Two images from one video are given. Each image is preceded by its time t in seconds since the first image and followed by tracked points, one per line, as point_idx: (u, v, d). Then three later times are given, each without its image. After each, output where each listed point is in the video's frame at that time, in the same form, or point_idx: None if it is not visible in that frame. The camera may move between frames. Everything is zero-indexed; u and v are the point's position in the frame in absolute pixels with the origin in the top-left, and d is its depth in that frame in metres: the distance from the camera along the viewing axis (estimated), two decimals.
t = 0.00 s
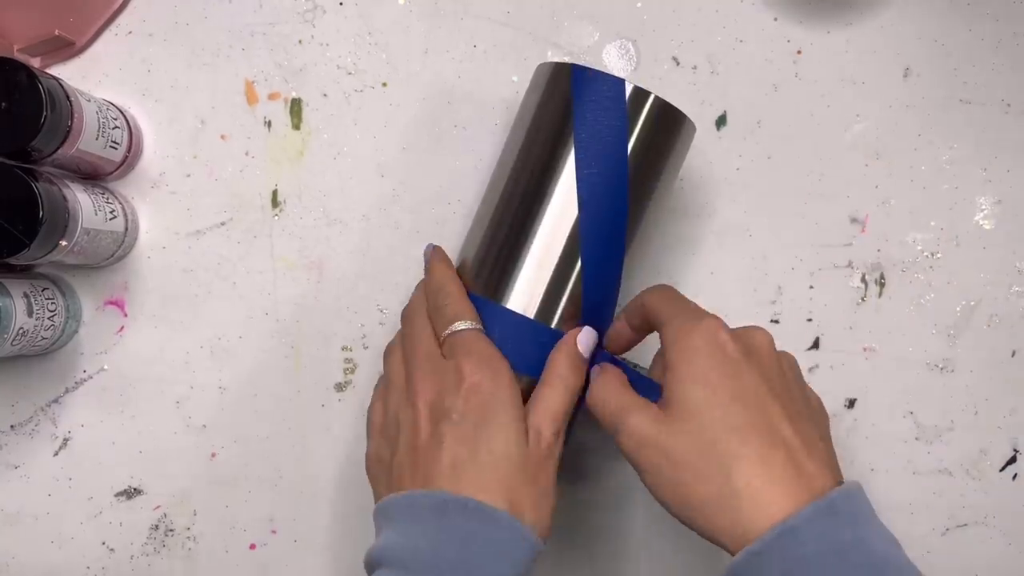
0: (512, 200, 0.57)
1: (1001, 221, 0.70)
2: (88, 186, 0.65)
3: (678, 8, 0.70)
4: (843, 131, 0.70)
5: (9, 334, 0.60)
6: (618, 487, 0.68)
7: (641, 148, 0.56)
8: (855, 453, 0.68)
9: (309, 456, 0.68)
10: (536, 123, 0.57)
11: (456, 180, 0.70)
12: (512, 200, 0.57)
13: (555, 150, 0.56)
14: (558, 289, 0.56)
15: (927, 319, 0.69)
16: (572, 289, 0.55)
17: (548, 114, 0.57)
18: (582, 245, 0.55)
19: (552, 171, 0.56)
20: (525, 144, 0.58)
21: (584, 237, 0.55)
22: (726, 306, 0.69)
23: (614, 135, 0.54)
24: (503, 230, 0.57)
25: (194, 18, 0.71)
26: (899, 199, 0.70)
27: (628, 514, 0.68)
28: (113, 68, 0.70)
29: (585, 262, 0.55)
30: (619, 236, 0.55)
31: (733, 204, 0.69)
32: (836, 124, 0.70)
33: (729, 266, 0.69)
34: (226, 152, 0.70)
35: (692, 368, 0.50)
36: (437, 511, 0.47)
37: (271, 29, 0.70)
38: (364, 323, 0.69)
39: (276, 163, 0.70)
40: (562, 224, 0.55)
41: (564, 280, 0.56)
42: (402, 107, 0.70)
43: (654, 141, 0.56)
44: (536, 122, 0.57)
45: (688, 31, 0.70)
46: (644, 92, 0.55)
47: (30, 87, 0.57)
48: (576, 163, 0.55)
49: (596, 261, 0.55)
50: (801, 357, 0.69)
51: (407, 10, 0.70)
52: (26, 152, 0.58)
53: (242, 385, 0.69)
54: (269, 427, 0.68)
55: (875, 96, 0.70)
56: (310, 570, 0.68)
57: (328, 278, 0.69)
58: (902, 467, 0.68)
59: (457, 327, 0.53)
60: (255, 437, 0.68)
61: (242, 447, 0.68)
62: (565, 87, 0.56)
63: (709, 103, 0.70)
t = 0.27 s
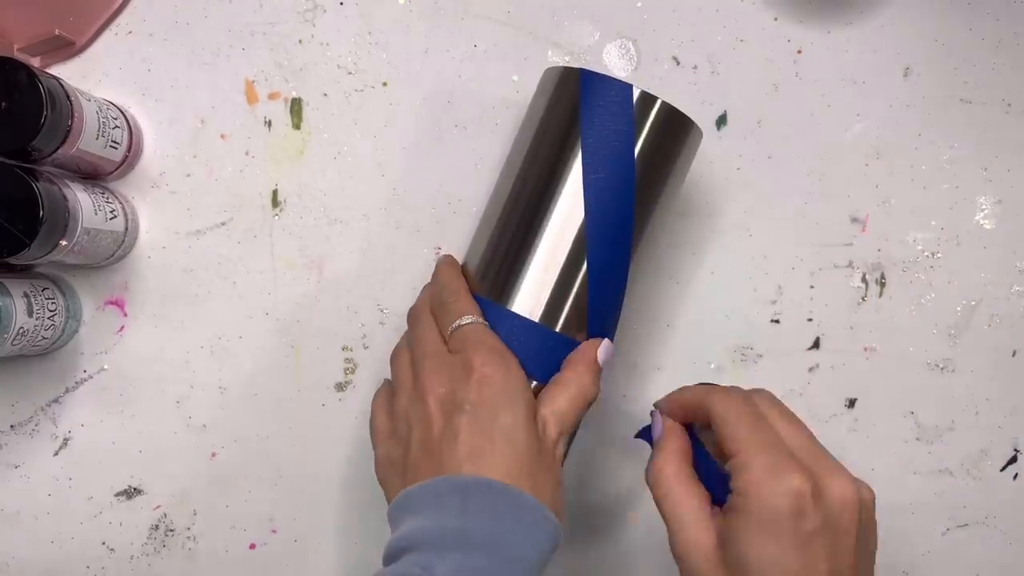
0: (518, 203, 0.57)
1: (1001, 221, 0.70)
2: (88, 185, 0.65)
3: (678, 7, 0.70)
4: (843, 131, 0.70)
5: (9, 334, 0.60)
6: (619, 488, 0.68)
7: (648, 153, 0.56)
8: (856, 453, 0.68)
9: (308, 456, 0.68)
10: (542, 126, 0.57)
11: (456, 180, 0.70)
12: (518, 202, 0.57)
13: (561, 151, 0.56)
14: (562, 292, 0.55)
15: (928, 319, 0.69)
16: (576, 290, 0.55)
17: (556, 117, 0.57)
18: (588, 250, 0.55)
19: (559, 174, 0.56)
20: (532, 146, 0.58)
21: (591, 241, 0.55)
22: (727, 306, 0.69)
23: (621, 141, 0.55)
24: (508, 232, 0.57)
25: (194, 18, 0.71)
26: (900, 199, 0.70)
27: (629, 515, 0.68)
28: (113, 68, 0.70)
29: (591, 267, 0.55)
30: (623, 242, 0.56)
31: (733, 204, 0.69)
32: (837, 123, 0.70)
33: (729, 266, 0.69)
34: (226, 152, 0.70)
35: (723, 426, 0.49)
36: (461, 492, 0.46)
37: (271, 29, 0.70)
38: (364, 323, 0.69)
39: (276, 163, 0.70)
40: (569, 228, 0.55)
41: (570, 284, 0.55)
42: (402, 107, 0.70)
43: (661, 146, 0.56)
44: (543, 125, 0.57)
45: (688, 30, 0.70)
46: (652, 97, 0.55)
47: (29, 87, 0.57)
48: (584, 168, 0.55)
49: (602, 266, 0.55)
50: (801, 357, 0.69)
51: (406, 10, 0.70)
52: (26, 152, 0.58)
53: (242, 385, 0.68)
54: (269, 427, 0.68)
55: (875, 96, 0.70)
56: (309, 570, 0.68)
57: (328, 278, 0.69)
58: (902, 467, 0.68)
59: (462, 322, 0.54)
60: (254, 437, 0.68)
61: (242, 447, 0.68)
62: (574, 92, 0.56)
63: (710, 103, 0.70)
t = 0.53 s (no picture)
0: (495, 225, 0.58)
1: (1000, 222, 0.70)
2: (88, 186, 0.65)
3: (678, 8, 0.70)
4: (843, 131, 0.70)
5: (9, 334, 0.60)
6: (619, 489, 0.68)
7: (610, 152, 0.57)
8: (855, 453, 0.68)
9: (309, 456, 0.68)
10: (501, 150, 0.58)
11: (456, 180, 0.70)
12: (494, 224, 0.58)
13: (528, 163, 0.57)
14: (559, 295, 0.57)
15: (927, 319, 0.69)
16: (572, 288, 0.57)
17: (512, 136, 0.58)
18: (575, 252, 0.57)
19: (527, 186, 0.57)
20: (495, 166, 0.59)
21: (574, 244, 0.57)
22: (727, 306, 0.69)
23: (578, 142, 0.57)
24: (491, 254, 0.58)
25: (194, 18, 0.71)
26: (899, 200, 0.70)
27: (628, 516, 0.68)
28: (113, 69, 0.70)
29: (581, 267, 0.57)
30: (606, 240, 0.58)
31: (733, 205, 0.69)
32: (836, 124, 0.70)
33: (729, 267, 0.69)
34: (226, 153, 0.70)
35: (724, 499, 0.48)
36: None
37: (271, 30, 0.70)
38: (364, 323, 0.69)
39: (275, 164, 0.70)
40: (551, 234, 0.56)
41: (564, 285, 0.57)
42: (402, 108, 0.70)
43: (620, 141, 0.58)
44: (502, 145, 0.58)
45: (688, 31, 0.70)
46: (597, 98, 0.57)
47: (29, 87, 0.57)
48: (550, 177, 0.56)
49: (592, 265, 0.58)
50: (801, 357, 0.69)
51: (406, 10, 0.70)
52: (26, 153, 0.58)
53: (242, 385, 0.69)
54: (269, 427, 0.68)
55: (875, 97, 0.70)
56: (310, 570, 0.68)
57: (328, 279, 0.69)
58: (902, 468, 0.68)
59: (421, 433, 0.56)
60: (254, 437, 0.68)
61: (242, 447, 0.68)
62: (523, 109, 0.57)
63: (709, 103, 0.70)
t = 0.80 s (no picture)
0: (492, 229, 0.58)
1: (1000, 222, 0.70)
2: (88, 186, 0.65)
3: (678, 8, 0.70)
4: (843, 131, 0.70)
5: (9, 334, 0.60)
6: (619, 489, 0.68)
7: (609, 156, 0.58)
8: (855, 453, 0.68)
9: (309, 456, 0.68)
10: (499, 155, 0.58)
11: (455, 180, 0.70)
12: (491, 229, 0.58)
13: (526, 167, 0.57)
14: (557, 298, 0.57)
15: (927, 319, 0.69)
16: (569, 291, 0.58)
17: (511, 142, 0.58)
18: (574, 255, 0.58)
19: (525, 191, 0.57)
20: (494, 171, 0.59)
21: (574, 247, 0.57)
22: (726, 306, 0.69)
23: (577, 148, 0.57)
24: (489, 258, 0.58)
25: (194, 18, 0.71)
26: (899, 200, 0.70)
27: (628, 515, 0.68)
28: (113, 68, 0.70)
29: (579, 270, 0.58)
30: (605, 242, 0.59)
31: (733, 205, 0.69)
32: (836, 124, 0.70)
33: (729, 267, 0.69)
34: (226, 152, 0.70)
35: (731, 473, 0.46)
36: None
37: (271, 30, 0.70)
38: (365, 323, 0.69)
39: (276, 164, 0.70)
40: (548, 239, 0.57)
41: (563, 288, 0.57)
42: (402, 108, 0.70)
43: (620, 146, 0.58)
44: (501, 151, 0.58)
45: (688, 31, 0.70)
46: (597, 104, 0.57)
47: (30, 88, 0.57)
48: (548, 183, 0.57)
49: (591, 267, 0.58)
50: (801, 357, 0.69)
51: (407, 10, 0.70)
52: (27, 153, 0.58)
53: (242, 385, 0.69)
54: (269, 427, 0.68)
55: (875, 97, 0.70)
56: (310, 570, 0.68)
57: (328, 279, 0.69)
58: (902, 468, 0.68)
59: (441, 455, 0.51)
60: (254, 437, 0.68)
61: (242, 447, 0.68)
62: (522, 113, 0.58)
63: (709, 103, 0.70)
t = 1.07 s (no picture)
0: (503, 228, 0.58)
1: (1001, 222, 0.70)
2: (88, 186, 0.65)
3: (678, 8, 0.70)
4: (843, 131, 0.70)
5: (9, 334, 0.60)
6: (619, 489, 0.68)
7: (612, 158, 0.57)
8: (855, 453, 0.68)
9: (308, 456, 0.68)
10: (502, 157, 0.58)
11: (455, 180, 0.70)
12: (495, 230, 0.58)
13: (529, 169, 0.57)
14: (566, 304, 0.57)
15: (927, 319, 0.69)
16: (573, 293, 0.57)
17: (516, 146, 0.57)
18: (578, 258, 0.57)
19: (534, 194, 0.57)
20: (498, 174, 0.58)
21: (578, 250, 0.57)
22: (727, 306, 0.69)
23: (581, 149, 0.56)
24: (492, 261, 0.58)
25: (194, 18, 0.71)
26: (900, 199, 0.70)
27: (628, 514, 0.68)
28: (113, 68, 0.70)
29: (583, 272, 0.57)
30: (609, 242, 0.59)
31: (733, 205, 0.69)
32: (836, 124, 0.70)
33: (729, 267, 0.69)
34: (226, 152, 0.70)
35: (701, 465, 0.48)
36: None
37: (271, 30, 0.70)
38: (365, 323, 0.69)
39: (275, 164, 0.70)
40: (553, 241, 0.57)
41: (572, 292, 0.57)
42: (402, 108, 0.70)
43: (622, 148, 0.58)
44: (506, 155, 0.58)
45: (688, 31, 0.70)
46: (599, 105, 0.57)
47: (30, 88, 0.57)
48: (551, 185, 0.56)
49: (595, 269, 0.58)
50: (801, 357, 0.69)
51: (407, 10, 0.70)
52: (27, 153, 0.58)
53: (242, 385, 0.69)
54: (269, 427, 0.68)
55: (875, 97, 0.70)
56: (309, 570, 0.68)
57: (328, 279, 0.69)
58: (902, 468, 0.68)
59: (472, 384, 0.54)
60: (254, 437, 0.68)
61: (242, 447, 0.68)
62: (524, 115, 0.57)
63: (709, 103, 0.70)
